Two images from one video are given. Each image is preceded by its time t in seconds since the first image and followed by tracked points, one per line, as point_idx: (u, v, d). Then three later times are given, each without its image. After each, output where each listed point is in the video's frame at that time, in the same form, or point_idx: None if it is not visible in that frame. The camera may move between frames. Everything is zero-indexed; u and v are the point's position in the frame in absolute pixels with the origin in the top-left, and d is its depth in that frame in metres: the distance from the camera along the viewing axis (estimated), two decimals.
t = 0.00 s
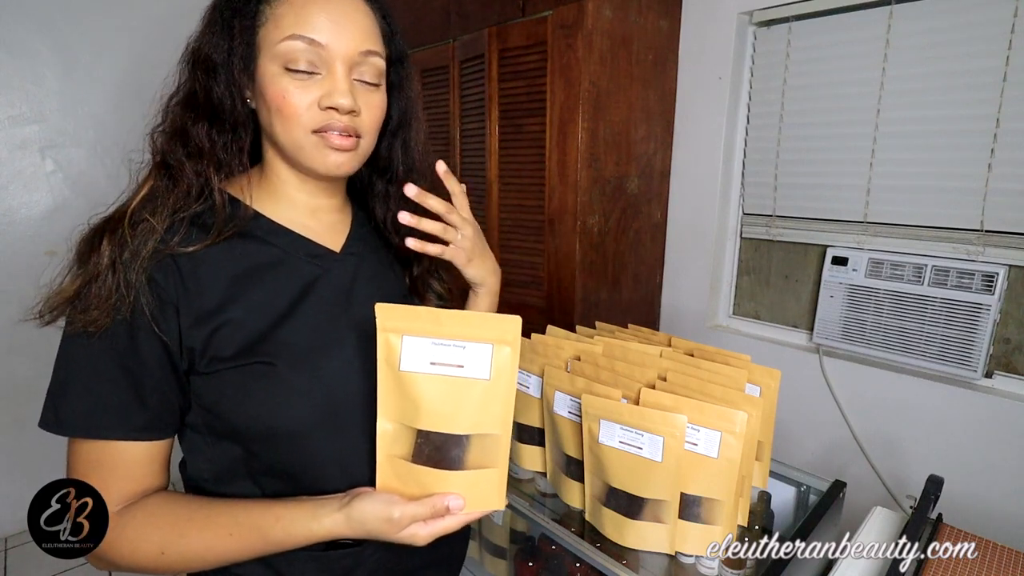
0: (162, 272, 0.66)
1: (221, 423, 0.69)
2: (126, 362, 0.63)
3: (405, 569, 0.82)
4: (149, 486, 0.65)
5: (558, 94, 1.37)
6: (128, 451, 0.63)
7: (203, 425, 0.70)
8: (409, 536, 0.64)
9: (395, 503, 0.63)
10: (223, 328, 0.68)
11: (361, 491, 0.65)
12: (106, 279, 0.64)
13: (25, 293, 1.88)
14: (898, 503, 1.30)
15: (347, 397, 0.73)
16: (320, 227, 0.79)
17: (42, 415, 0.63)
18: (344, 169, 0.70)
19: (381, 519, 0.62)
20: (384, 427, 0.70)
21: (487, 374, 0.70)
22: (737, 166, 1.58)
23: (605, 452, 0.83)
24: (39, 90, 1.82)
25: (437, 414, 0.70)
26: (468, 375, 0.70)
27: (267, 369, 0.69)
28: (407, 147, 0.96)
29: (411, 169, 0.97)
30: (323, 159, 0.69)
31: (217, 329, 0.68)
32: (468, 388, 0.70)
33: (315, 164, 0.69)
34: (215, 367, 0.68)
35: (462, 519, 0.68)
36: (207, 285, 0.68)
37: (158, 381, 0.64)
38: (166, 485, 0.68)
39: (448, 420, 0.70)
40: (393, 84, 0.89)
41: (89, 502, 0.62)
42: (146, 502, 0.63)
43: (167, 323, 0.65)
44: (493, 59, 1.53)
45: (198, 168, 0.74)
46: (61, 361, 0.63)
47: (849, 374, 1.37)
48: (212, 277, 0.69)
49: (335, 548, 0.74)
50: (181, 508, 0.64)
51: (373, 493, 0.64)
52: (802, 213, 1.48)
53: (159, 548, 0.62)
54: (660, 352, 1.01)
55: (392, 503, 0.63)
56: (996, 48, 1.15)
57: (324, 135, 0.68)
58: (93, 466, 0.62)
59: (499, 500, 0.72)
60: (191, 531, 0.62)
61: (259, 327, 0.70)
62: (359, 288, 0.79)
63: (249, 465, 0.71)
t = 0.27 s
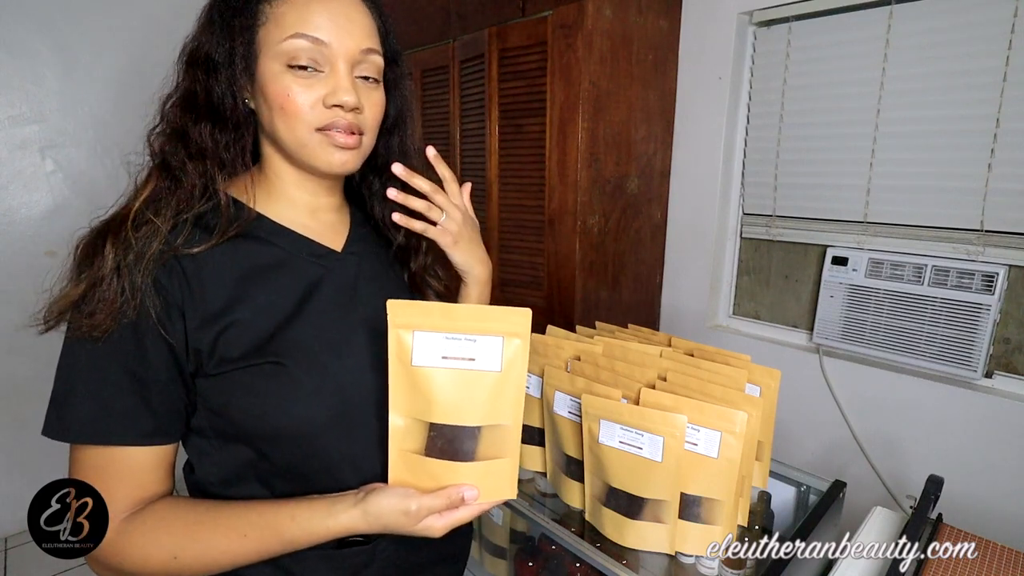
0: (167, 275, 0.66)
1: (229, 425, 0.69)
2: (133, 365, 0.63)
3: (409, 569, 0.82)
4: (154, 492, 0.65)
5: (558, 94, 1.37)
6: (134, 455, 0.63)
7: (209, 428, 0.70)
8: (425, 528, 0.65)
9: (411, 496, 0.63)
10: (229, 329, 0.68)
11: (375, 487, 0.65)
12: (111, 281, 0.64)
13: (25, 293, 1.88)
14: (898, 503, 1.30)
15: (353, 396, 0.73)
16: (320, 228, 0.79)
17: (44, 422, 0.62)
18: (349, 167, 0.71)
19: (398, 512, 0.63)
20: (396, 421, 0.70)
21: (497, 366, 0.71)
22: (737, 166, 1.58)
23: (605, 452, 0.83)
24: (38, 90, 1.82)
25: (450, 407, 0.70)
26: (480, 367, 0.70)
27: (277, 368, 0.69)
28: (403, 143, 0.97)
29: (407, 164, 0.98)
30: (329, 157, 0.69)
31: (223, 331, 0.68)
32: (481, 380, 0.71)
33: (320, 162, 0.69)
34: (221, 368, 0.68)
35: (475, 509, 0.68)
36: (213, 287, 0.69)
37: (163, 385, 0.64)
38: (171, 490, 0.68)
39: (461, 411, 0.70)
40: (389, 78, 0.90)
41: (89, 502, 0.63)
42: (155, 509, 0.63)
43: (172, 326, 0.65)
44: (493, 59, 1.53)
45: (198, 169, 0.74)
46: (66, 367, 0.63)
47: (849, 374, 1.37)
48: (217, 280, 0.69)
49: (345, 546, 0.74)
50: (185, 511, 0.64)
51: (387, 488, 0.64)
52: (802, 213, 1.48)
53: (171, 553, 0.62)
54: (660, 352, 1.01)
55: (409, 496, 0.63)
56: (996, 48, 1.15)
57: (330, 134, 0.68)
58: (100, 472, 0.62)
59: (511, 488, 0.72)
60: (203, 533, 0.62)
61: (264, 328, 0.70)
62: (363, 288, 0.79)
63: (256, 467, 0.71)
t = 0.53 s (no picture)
0: (167, 275, 0.66)
1: (229, 426, 0.69)
2: (132, 365, 0.63)
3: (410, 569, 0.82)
4: (155, 493, 0.65)
5: (558, 94, 1.37)
6: (134, 457, 0.63)
7: (210, 429, 0.70)
8: (424, 533, 0.64)
9: (409, 501, 0.63)
10: (229, 331, 0.68)
11: (374, 491, 0.65)
12: (111, 281, 0.64)
13: (25, 293, 1.88)
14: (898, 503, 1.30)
15: (353, 397, 0.73)
16: (322, 228, 0.79)
17: (44, 422, 0.62)
18: (339, 153, 0.69)
19: (396, 517, 0.63)
20: (396, 424, 0.70)
21: (498, 369, 0.71)
22: (737, 165, 1.58)
23: (605, 452, 0.83)
24: (39, 90, 1.82)
25: (450, 410, 0.70)
26: (481, 370, 0.70)
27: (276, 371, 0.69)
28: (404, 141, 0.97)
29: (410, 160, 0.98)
30: (317, 141, 0.68)
31: (223, 332, 0.68)
32: (481, 383, 0.70)
33: (309, 147, 0.68)
34: (221, 370, 0.68)
35: (475, 515, 0.68)
36: (213, 288, 0.68)
37: (163, 387, 0.64)
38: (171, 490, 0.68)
39: (462, 415, 0.70)
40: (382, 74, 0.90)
41: (89, 502, 0.63)
42: (154, 509, 0.63)
43: (172, 327, 0.65)
44: (493, 59, 1.53)
45: (194, 168, 0.74)
46: (65, 369, 0.63)
47: (849, 374, 1.37)
48: (217, 280, 0.69)
49: (344, 549, 0.75)
50: (186, 510, 0.64)
51: (386, 492, 0.64)
52: (802, 213, 1.48)
53: (169, 554, 0.62)
54: (660, 352, 1.01)
55: (407, 500, 0.63)
56: (996, 48, 1.15)
57: (317, 118, 0.68)
58: (100, 472, 0.62)
59: (512, 494, 0.72)
60: (202, 535, 0.62)
61: (264, 330, 0.70)
62: (363, 288, 0.78)
63: (257, 468, 0.71)
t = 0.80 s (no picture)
0: (164, 274, 0.66)
1: (224, 425, 0.69)
2: (128, 361, 0.63)
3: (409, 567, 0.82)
4: (151, 485, 0.65)
5: (558, 94, 1.37)
6: (130, 452, 0.63)
7: (205, 426, 0.70)
8: (402, 548, 0.64)
9: (389, 514, 0.63)
10: (225, 331, 0.68)
11: (358, 501, 0.65)
12: (110, 280, 0.64)
13: (26, 292, 1.88)
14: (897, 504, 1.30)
15: (351, 395, 0.73)
16: (325, 230, 0.78)
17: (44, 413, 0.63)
18: (344, 167, 0.69)
19: (375, 530, 0.62)
20: (383, 435, 0.71)
21: (485, 387, 0.70)
22: (737, 166, 1.58)
23: (605, 452, 0.83)
24: (39, 90, 1.82)
25: (434, 425, 0.69)
26: (466, 387, 0.69)
27: (265, 376, 0.69)
28: (413, 144, 0.96)
29: (417, 164, 0.97)
30: (321, 155, 0.68)
31: (219, 332, 0.68)
32: (466, 400, 0.70)
33: (313, 161, 0.68)
34: (216, 370, 0.68)
35: (456, 532, 0.68)
36: (209, 288, 0.68)
37: (159, 382, 0.65)
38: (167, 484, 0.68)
39: (447, 432, 0.69)
40: (393, 75, 0.89)
41: (89, 502, 0.62)
42: (146, 502, 0.63)
43: (167, 326, 0.65)
44: (493, 59, 1.53)
45: (199, 169, 0.74)
46: (62, 364, 0.63)
47: (849, 374, 1.37)
48: (213, 280, 0.69)
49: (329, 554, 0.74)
50: (184, 509, 0.64)
51: (368, 503, 0.64)
52: (802, 213, 1.48)
53: (157, 549, 0.62)
54: (660, 352, 1.01)
55: (387, 513, 0.63)
56: (995, 48, 1.15)
57: (322, 131, 0.68)
58: (96, 465, 0.63)
59: (495, 514, 0.71)
60: (186, 533, 0.63)
61: (262, 332, 0.70)
62: (363, 287, 0.78)
63: (251, 467, 0.71)
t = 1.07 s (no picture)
0: (166, 275, 0.66)
1: (221, 426, 0.69)
2: (128, 361, 0.63)
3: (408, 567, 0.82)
4: (147, 485, 0.65)
5: (558, 94, 1.37)
6: (127, 450, 0.63)
7: (204, 426, 0.71)
8: (396, 561, 0.63)
9: (384, 526, 0.62)
10: (227, 333, 0.68)
11: (353, 511, 0.65)
12: (112, 281, 0.64)
13: (25, 292, 1.88)
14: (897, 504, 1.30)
15: (351, 394, 0.73)
16: (328, 232, 0.78)
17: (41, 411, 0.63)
18: (354, 187, 0.71)
19: (370, 541, 0.62)
20: (379, 446, 0.71)
21: (485, 403, 0.70)
22: (737, 166, 1.58)
23: (605, 452, 0.83)
24: (39, 90, 1.81)
25: (432, 439, 0.69)
26: (466, 402, 0.70)
27: (265, 380, 0.69)
28: (423, 150, 0.94)
29: (426, 173, 0.96)
30: (331, 176, 0.69)
31: (220, 335, 0.68)
32: (466, 414, 0.70)
33: (323, 180, 0.69)
34: (217, 373, 0.68)
35: (450, 547, 0.67)
36: (210, 291, 0.68)
37: (157, 382, 0.65)
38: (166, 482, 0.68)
39: (444, 445, 0.69)
40: (413, 85, 0.87)
41: (89, 502, 0.63)
42: (142, 503, 0.63)
43: (168, 327, 0.65)
44: (493, 59, 1.53)
45: (207, 174, 0.74)
46: (60, 363, 0.63)
47: (848, 374, 1.37)
48: (214, 283, 0.69)
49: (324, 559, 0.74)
50: (183, 510, 0.64)
51: (364, 513, 0.64)
52: (802, 213, 1.48)
53: (151, 551, 0.62)
54: (660, 352, 1.01)
55: (383, 525, 0.63)
56: (995, 48, 1.15)
57: (333, 153, 0.69)
58: (94, 463, 0.63)
59: (492, 529, 0.71)
60: (180, 537, 0.62)
61: (263, 335, 0.70)
62: (363, 289, 0.79)
63: (249, 467, 0.71)
